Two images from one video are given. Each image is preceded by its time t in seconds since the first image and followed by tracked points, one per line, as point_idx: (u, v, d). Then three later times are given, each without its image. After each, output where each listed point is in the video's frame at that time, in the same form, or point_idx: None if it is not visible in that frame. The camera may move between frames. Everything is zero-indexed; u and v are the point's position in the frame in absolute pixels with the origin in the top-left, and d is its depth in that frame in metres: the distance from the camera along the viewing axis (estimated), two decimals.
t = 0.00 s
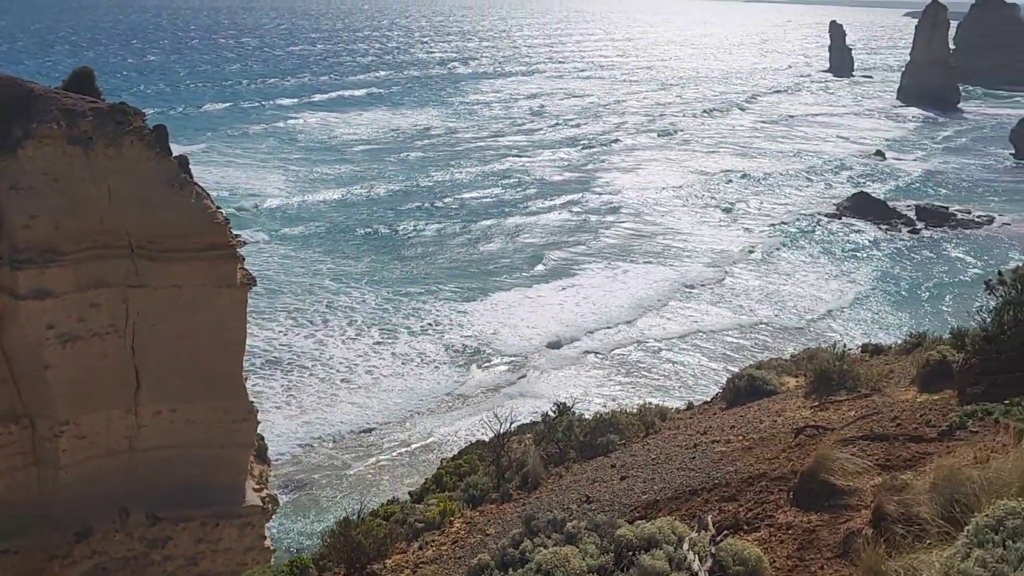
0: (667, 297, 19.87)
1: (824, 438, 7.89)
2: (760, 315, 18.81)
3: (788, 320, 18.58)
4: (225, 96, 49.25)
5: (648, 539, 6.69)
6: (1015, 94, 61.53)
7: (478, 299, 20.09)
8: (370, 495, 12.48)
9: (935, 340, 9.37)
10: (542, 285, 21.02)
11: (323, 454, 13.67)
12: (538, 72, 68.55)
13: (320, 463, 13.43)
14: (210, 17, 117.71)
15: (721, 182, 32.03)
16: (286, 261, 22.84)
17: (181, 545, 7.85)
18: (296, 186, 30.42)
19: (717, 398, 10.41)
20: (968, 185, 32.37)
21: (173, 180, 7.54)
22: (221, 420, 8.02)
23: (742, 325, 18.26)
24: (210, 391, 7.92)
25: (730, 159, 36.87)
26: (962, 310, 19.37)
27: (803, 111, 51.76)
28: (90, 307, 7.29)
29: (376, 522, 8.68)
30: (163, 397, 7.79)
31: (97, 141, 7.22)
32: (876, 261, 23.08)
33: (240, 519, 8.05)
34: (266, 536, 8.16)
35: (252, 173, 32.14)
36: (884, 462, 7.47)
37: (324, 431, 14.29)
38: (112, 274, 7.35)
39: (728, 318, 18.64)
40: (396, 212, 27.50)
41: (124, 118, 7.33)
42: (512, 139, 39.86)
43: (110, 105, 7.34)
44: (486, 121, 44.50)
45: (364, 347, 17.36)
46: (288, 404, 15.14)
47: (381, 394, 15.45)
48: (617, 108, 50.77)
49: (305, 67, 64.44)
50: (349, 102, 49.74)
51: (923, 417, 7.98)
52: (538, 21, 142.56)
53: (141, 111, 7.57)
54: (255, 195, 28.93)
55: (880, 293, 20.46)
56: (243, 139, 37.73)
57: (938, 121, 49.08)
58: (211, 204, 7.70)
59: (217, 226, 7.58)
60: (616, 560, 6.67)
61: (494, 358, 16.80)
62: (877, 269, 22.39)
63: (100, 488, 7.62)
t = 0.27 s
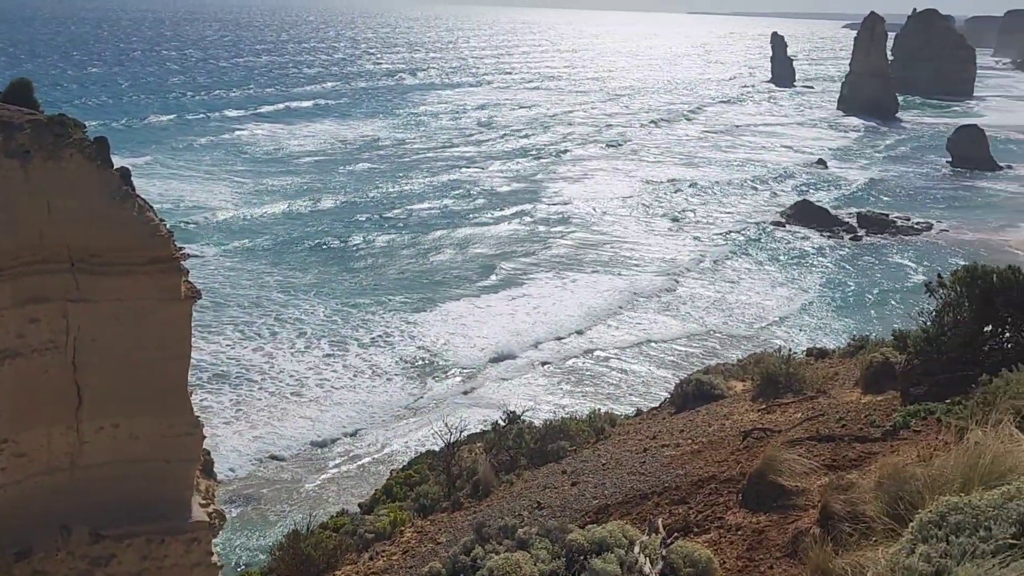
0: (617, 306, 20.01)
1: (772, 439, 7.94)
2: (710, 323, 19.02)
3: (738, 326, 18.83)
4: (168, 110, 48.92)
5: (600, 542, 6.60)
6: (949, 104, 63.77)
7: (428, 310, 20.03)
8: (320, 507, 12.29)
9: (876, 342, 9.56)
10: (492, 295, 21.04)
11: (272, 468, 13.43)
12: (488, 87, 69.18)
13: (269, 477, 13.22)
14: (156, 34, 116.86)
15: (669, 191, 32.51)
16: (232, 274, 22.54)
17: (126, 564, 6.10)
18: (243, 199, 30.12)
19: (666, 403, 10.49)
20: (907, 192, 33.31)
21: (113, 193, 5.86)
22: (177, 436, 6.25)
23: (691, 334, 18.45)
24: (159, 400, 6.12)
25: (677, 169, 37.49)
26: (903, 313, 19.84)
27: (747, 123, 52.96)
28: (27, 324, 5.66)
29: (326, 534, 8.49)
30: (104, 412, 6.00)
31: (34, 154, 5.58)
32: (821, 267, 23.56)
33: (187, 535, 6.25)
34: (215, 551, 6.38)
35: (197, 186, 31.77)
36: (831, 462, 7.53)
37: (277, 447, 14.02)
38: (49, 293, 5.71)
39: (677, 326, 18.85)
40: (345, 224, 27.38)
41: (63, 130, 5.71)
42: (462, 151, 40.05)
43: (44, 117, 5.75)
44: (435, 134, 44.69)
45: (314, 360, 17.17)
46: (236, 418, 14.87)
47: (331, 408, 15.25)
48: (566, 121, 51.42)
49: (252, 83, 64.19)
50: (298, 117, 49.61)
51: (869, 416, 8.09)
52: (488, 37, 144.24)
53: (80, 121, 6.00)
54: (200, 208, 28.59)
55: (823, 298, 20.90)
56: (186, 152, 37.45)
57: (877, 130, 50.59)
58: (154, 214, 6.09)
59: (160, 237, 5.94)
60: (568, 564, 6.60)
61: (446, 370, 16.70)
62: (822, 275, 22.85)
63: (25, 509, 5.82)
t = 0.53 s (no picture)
0: (570, 315, 20.07)
1: (727, 436, 7.97)
2: (667, 332, 19.10)
3: (690, 335, 18.95)
4: (118, 121, 48.83)
5: (557, 538, 6.66)
6: (895, 114, 65.43)
7: (384, 319, 20.07)
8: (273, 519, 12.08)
9: (829, 341, 9.67)
10: (448, 304, 21.09)
11: (225, 481, 13.24)
12: (444, 98, 69.66)
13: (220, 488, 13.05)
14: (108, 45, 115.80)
15: (623, 200, 32.89)
16: (183, 285, 22.43)
17: None
18: (195, 209, 29.97)
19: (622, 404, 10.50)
20: (857, 200, 34.00)
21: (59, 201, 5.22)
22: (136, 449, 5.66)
23: (645, 341, 18.55)
24: (108, 409, 5.43)
25: (631, 178, 37.97)
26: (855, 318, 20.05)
27: (701, 133, 53.88)
28: None
29: (282, 542, 8.30)
30: (52, 423, 5.35)
31: None
32: (774, 274, 23.87)
33: (139, 549, 5.59)
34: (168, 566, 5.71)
35: (149, 197, 31.55)
36: (786, 456, 7.56)
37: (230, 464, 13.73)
38: None
39: (630, 335, 18.97)
40: (299, 235, 27.34)
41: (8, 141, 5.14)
42: (417, 161, 40.25)
43: None
44: (391, 145, 44.86)
45: (269, 371, 17.09)
46: (189, 429, 14.75)
47: (289, 420, 15.08)
48: (521, 131, 51.89)
49: (207, 94, 64.02)
50: (252, 129, 49.52)
51: (822, 412, 8.15)
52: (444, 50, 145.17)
53: (26, 131, 5.39)
54: (150, 218, 28.54)
55: (776, 305, 21.13)
56: (136, 163, 37.44)
57: (826, 141, 51.75)
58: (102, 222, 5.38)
59: (106, 245, 5.25)
60: (526, 562, 6.54)
61: (404, 381, 16.63)
62: (775, 282, 23.12)
63: None
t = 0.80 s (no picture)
0: (532, 323, 20.58)
1: (686, 438, 7.90)
2: (630, 345, 19.18)
3: (651, 350, 18.92)
4: (78, 134, 49.14)
5: (518, 539, 6.49)
6: (854, 127, 66.83)
7: (345, 333, 20.50)
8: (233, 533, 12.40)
9: (786, 347, 9.80)
10: (410, 317, 21.42)
11: (184, 496, 13.60)
12: (411, 112, 70.30)
13: (177, 504, 13.42)
14: (73, 59, 115.49)
15: (584, 213, 33.40)
16: (142, 301, 22.73)
17: None
18: (157, 224, 30.20)
19: (583, 412, 10.53)
20: (813, 212, 34.69)
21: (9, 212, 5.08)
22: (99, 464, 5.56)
23: (610, 356, 18.59)
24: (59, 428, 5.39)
25: (592, 190, 38.59)
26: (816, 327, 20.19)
27: (663, 146, 54.79)
28: None
29: (240, 556, 8.15)
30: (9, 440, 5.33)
31: None
32: (737, 286, 24.03)
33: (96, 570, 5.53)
34: None
35: (110, 212, 31.74)
36: (744, 458, 7.44)
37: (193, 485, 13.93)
38: None
39: (593, 347, 19.10)
40: (260, 248, 27.72)
41: None
42: (381, 175, 40.67)
43: None
44: (355, 158, 45.26)
45: (230, 388, 17.48)
46: (149, 447, 15.16)
47: (253, 438, 15.38)
48: (485, 144, 52.52)
49: (172, 108, 64.18)
50: (217, 142, 49.79)
51: (779, 415, 8.09)
52: (412, 63, 146.13)
53: None
54: (109, 232, 28.91)
55: (738, 318, 21.22)
56: (95, 176, 37.79)
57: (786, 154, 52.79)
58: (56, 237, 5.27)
59: (62, 262, 5.13)
60: (486, 563, 6.44)
61: (367, 395, 16.92)
62: (737, 294, 23.28)
63: None
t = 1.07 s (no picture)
0: (505, 337, 20.75)
1: (652, 448, 7.88)
2: (601, 360, 19.24)
3: (622, 365, 18.90)
4: (41, 151, 48.61)
5: (483, 551, 6.44)
6: (819, 142, 67.92)
7: (314, 348, 20.57)
8: (200, 552, 12.25)
9: (752, 357, 9.88)
10: (380, 333, 21.43)
11: (153, 518, 13.44)
12: (380, 128, 70.43)
13: (143, 524, 13.30)
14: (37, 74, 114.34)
15: (553, 228, 33.59)
16: (106, 318, 22.53)
17: None
18: (121, 241, 29.98)
19: (551, 424, 10.57)
20: (779, 225, 35.17)
21: None
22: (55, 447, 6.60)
23: (583, 371, 18.57)
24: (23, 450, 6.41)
25: (561, 205, 38.86)
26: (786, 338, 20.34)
27: (632, 162, 55.29)
28: None
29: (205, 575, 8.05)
30: None
31: None
32: (705, 299, 24.26)
33: None
34: None
35: (73, 229, 31.46)
36: (710, 467, 7.38)
37: (165, 510, 13.65)
38: None
39: (564, 362, 19.11)
40: (227, 265, 27.60)
41: None
42: (349, 191, 40.70)
43: None
44: (324, 175, 45.26)
45: (199, 407, 17.35)
46: (116, 468, 15.01)
47: (224, 457, 15.27)
48: (455, 161, 52.75)
49: (138, 126, 63.82)
50: (184, 159, 49.56)
51: (744, 424, 8.10)
52: (382, 80, 146.51)
53: None
54: (72, 249, 28.65)
55: (709, 332, 21.30)
56: (59, 194, 37.45)
57: (753, 169, 53.49)
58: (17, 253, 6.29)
59: (23, 281, 6.12)
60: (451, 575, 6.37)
61: (338, 410, 16.99)
62: (702, 307, 23.54)
63: None
